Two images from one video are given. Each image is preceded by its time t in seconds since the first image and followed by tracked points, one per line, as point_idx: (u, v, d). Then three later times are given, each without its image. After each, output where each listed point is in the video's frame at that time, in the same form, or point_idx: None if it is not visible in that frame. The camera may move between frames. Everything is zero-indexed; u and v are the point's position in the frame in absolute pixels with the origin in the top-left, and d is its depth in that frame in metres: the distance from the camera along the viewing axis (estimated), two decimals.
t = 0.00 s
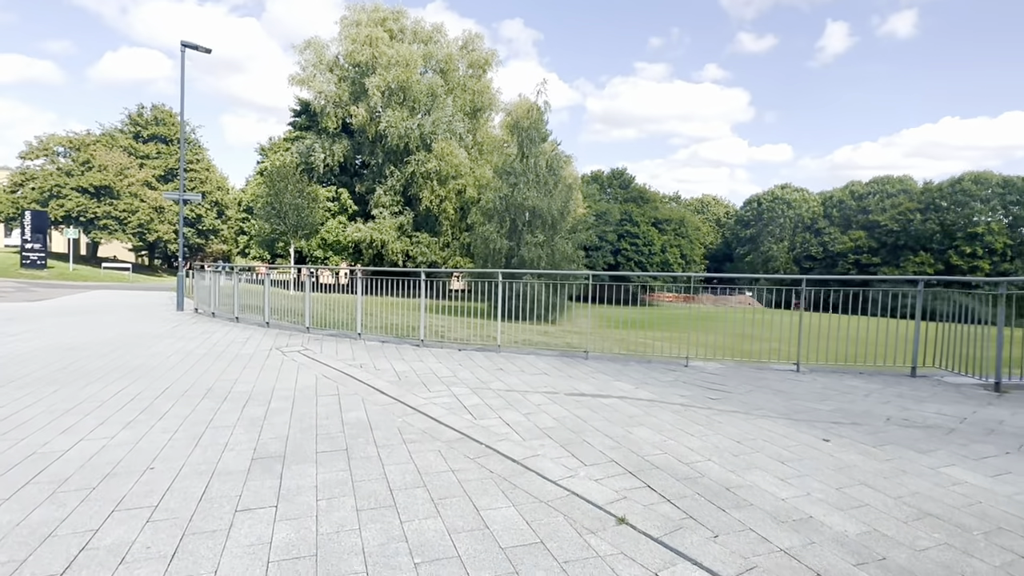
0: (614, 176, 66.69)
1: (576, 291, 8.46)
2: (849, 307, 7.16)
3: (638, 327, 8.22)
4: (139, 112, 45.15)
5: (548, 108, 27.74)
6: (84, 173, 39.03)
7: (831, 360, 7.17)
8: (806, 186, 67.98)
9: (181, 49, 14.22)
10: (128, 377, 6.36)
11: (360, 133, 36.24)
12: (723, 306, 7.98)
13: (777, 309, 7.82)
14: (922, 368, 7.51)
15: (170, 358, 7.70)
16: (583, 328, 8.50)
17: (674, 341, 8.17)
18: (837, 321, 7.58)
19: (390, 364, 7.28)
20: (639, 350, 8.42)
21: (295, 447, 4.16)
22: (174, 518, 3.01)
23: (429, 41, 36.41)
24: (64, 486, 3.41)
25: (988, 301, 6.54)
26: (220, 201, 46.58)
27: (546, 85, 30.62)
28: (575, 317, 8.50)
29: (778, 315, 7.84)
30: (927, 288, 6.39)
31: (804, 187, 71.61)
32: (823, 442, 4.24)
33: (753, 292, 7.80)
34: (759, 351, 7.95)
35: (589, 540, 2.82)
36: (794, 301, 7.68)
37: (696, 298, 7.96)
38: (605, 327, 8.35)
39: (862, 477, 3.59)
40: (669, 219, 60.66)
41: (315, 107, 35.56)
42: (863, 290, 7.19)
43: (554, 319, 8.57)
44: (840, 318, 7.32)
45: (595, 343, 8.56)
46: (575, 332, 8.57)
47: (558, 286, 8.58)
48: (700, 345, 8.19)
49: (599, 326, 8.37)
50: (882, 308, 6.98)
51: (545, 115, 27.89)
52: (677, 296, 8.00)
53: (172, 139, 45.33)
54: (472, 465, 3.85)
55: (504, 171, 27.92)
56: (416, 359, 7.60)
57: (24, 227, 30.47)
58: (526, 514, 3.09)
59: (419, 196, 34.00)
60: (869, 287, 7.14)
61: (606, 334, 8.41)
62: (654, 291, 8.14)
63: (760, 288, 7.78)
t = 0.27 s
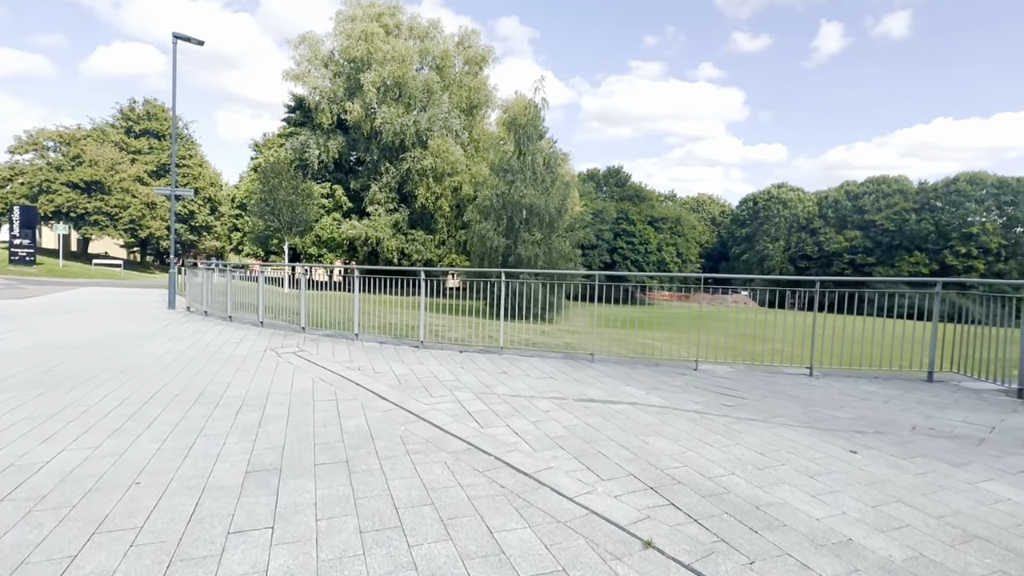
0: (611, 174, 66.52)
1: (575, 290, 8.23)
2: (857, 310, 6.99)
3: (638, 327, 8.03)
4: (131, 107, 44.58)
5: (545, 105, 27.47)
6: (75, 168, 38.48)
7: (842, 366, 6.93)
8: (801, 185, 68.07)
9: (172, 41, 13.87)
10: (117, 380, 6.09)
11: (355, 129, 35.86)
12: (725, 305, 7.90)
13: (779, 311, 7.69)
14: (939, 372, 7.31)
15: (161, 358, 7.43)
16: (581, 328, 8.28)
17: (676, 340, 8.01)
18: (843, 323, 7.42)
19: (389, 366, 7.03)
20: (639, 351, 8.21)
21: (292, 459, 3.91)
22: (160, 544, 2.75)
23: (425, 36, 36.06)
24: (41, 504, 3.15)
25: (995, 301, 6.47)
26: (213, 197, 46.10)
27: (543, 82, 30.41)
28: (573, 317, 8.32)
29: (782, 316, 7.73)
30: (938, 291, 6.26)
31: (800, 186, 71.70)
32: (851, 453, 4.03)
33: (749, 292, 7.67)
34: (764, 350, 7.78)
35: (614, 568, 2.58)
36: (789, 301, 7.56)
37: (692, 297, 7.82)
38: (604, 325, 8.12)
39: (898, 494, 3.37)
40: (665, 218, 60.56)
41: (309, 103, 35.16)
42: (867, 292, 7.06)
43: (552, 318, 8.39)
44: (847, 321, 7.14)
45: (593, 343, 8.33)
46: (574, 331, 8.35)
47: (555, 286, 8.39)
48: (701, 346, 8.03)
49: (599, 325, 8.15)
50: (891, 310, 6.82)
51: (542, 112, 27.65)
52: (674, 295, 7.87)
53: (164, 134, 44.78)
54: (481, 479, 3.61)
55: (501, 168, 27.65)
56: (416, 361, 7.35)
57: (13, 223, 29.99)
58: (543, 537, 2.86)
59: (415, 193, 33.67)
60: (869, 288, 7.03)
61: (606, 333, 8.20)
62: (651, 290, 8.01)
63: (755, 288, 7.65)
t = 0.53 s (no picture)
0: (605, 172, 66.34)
1: (571, 288, 7.99)
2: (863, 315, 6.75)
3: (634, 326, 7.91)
4: (119, 100, 43.86)
5: (539, 102, 27.22)
6: (61, 161, 37.79)
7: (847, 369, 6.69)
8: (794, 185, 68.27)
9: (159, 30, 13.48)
10: (96, 382, 5.79)
11: (348, 124, 35.44)
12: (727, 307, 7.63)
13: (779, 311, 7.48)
14: (950, 375, 7.12)
15: (145, 359, 7.15)
16: (576, 327, 8.09)
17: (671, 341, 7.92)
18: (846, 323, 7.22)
19: (382, 367, 6.77)
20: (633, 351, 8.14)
21: (280, 469, 3.67)
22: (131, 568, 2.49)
23: (419, 31, 35.66)
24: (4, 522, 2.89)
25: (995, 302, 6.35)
26: (203, 191, 45.49)
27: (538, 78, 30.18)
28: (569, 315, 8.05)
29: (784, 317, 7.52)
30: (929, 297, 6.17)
31: (792, 185, 71.92)
32: (871, 464, 3.83)
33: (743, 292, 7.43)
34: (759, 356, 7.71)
35: None
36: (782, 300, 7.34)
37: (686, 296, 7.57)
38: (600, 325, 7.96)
39: (928, 510, 3.16)
40: (659, 216, 60.50)
41: (301, 98, 34.70)
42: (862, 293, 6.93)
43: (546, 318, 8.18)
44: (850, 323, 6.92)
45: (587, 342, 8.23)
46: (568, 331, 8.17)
47: (551, 283, 8.21)
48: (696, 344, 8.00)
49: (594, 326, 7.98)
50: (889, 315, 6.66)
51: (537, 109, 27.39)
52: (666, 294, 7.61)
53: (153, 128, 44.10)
54: (483, 492, 3.37)
55: (495, 165, 27.40)
56: (411, 362, 7.09)
57: None
58: (554, 560, 2.62)
59: (408, 189, 33.32)
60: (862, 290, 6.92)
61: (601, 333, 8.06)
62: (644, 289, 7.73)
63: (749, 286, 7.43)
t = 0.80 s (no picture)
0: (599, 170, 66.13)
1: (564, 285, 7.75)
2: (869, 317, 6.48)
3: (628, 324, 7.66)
4: (107, 93, 43.15)
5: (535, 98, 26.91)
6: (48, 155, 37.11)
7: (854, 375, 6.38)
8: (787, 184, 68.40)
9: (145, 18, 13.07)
10: (72, 384, 5.47)
11: (341, 119, 34.99)
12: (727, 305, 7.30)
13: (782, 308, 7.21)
14: (963, 378, 6.93)
15: (127, 357, 6.84)
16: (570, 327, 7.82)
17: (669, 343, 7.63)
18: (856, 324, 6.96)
19: (375, 368, 6.48)
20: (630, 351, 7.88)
21: (264, 482, 3.37)
22: None
23: (413, 26, 35.21)
24: None
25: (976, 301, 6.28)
26: (194, 186, 44.88)
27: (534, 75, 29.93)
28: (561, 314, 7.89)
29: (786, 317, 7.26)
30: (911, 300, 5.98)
31: (786, 184, 72.06)
32: (899, 474, 3.60)
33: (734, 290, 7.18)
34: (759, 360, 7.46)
35: None
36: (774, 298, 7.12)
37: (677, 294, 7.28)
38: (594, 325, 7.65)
39: (968, 527, 2.93)
40: (653, 215, 60.40)
41: (294, 92, 34.22)
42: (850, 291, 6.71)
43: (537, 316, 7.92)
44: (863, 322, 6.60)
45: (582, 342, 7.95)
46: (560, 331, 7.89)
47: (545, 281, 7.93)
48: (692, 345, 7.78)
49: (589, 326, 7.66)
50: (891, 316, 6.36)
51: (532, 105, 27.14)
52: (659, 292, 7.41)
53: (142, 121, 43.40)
54: (486, 507, 3.10)
55: (490, 162, 27.10)
56: (405, 362, 6.81)
57: None
58: None
59: (402, 186, 32.94)
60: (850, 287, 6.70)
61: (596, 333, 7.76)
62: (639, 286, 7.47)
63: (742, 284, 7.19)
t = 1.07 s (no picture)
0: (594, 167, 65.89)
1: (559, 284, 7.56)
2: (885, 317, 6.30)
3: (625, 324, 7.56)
4: (95, 85, 42.43)
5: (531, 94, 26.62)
6: (35, 148, 36.44)
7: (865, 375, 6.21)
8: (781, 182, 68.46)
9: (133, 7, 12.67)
10: (51, 389, 5.15)
11: (334, 114, 34.54)
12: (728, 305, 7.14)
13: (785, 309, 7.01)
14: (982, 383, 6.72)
15: (113, 359, 6.55)
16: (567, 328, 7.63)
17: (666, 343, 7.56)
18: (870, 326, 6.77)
19: (373, 371, 6.21)
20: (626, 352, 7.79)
21: (256, 502, 3.10)
22: None
23: (407, 20, 34.76)
24: None
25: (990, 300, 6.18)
26: (184, 181, 44.27)
27: (530, 71, 29.65)
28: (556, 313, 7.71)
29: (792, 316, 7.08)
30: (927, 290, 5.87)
31: (780, 182, 72.16)
32: (936, 491, 3.38)
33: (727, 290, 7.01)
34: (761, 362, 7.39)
35: None
36: (769, 296, 6.99)
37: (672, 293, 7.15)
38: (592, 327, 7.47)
39: (1021, 552, 2.71)
40: (648, 212, 60.31)
41: (286, 87, 33.74)
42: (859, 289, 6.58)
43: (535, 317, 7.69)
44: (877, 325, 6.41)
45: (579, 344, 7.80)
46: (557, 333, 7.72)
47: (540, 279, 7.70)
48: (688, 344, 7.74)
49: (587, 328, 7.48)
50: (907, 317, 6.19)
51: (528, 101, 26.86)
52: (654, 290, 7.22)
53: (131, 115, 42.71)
54: (499, 531, 2.84)
55: (486, 158, 26.82)
56: (403, 365, 6.55)
57: None
58: None
59: (396, 182, 32.57)
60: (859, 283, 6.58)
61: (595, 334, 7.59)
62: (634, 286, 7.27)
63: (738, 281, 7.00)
